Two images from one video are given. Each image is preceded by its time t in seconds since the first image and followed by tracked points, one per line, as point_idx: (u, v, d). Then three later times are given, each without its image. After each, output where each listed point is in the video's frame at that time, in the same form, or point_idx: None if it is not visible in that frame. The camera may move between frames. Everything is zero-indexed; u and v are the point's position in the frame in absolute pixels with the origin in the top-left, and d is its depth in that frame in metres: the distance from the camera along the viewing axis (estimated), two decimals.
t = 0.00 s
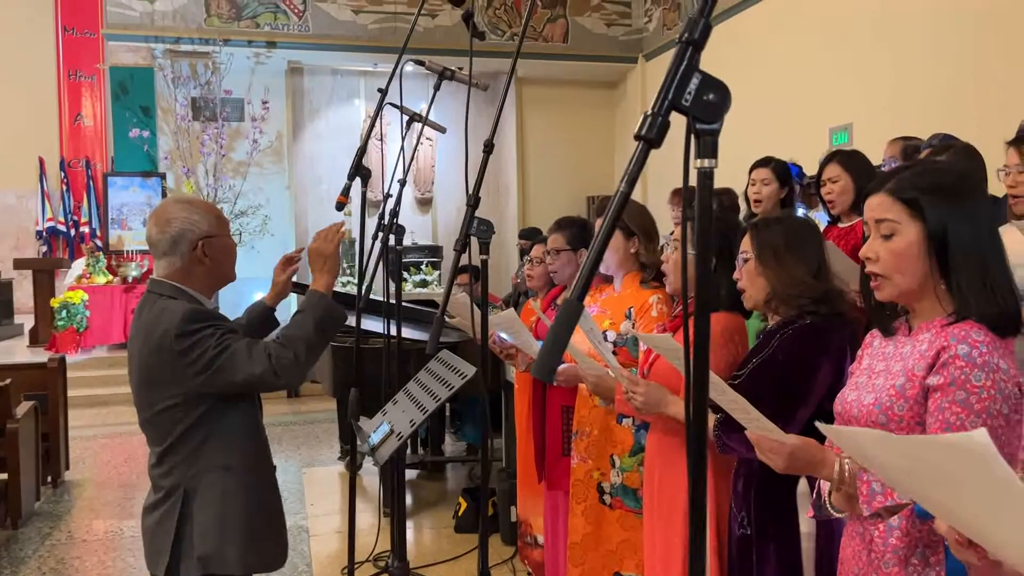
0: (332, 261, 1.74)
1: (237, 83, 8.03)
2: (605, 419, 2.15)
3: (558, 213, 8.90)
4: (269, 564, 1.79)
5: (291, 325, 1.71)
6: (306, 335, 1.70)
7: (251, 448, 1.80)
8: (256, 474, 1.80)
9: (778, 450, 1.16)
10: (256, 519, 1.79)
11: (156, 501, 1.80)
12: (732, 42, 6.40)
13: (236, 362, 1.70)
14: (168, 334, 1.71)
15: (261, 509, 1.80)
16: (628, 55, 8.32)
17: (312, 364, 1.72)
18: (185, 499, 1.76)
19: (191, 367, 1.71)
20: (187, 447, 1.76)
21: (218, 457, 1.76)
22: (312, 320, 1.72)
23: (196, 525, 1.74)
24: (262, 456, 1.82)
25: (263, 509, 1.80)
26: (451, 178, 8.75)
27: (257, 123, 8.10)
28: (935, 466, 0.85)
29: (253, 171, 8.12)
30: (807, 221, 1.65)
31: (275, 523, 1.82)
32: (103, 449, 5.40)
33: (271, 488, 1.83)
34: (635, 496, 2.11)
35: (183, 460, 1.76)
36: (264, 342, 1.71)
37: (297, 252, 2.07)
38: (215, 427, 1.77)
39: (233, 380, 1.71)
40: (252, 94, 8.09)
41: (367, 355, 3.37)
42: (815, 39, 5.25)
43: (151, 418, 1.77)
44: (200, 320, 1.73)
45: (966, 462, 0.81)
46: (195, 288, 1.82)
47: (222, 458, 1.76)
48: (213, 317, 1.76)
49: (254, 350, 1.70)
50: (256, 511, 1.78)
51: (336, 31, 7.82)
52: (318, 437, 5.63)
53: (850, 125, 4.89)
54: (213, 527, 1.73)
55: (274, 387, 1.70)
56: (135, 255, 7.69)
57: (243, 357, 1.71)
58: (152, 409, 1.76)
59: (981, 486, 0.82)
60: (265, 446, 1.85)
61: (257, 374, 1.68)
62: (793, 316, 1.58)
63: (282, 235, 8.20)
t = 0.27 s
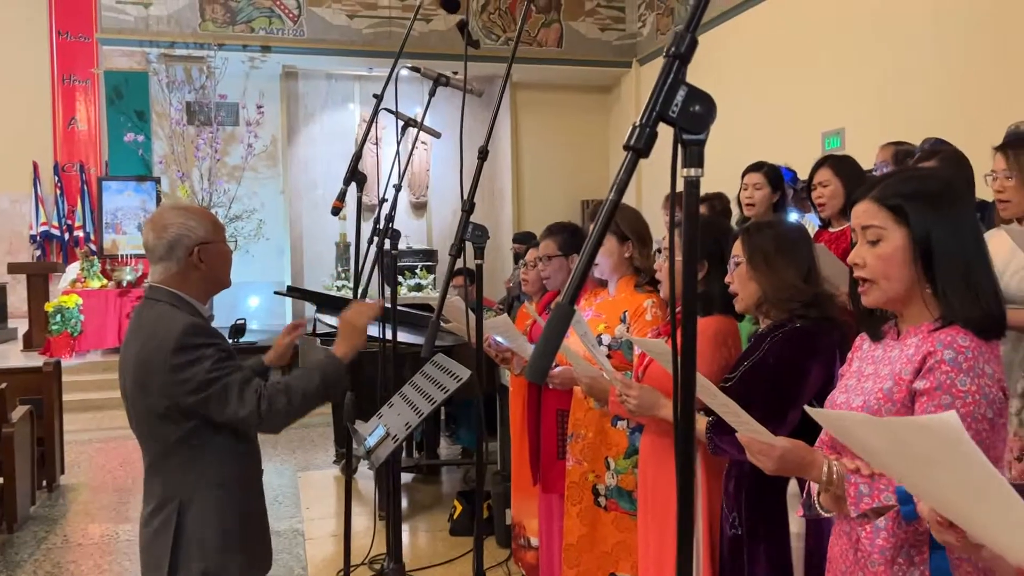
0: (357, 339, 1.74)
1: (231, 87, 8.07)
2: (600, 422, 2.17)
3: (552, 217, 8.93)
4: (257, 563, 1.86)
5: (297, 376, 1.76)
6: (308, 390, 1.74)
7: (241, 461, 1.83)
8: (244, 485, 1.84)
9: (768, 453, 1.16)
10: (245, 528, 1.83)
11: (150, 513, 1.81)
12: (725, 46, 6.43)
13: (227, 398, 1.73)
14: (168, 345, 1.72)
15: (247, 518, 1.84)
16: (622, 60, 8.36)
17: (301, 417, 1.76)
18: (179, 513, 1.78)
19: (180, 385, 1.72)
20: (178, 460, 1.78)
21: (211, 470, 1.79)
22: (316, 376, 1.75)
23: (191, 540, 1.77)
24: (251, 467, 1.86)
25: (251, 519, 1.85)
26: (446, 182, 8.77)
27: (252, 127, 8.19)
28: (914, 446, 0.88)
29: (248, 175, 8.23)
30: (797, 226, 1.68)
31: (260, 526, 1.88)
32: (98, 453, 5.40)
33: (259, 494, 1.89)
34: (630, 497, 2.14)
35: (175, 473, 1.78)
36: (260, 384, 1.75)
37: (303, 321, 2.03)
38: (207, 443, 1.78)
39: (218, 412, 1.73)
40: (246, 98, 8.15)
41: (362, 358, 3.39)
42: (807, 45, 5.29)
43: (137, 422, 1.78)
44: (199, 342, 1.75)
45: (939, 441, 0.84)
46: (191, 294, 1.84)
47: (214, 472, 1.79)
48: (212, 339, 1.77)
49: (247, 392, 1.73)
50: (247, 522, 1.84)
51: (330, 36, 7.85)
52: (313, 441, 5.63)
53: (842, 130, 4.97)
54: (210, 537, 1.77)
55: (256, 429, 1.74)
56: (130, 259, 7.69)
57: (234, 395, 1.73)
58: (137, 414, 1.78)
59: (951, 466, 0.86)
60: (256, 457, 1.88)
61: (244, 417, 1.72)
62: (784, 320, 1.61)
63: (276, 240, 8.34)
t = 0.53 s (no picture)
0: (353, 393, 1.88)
1: (223, 92, 8.04)
2: (594, 425, 2.19)
3: (543, 221, 8.96)
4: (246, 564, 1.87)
5: (289, 408, 1.81)
6: (298, 424, 1.80)
7: (233, 464, 1.84)
8: (237, 487, 1.85)
9: (758, 454, 1.19)
10: (237, 532, 1.84)
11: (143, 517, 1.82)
12: (716, 51, 6.47)
13: (213, 412, 1.74)
14: (165, 349, 1.74)
15: (239, 523, 1.85)
16: (612, 65, 8.40)
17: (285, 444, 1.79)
18: (173, 516, 1.79)
19: (170, 390, 1.73)
20: (170, 466, 1.78)
21: (204, 475, 1.80)
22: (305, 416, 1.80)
23: (185, 543, 1.78)
24: (243, 471, 1.87)
25: (242, 523, 1.85)
26: (437, 187, 8.79)
27: (242, 132, 8.12)
28: (914, 444, 0.91)
29: (240, 180, 8.14)
30: (787, 232, 1.71)
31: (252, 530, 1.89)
32: (89, 458, 5.39)
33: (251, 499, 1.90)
34: (624, 499, 2.16)
35: (169, 477, 1.79)
36: (249, 405, 1.77)
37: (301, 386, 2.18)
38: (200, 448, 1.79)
39: (204, 423, 1.74)
40: (238, 103, 8.11)
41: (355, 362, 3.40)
42: (797, 50, 5.33)
43: (131, 413, 1.79)
44: (196, 351, 1.77)
45: (939, 441, 0.87)
46: (187, 299, 1.85)
47: (206, 478, 1.80)
48: (210, 348, 1.79)
49: (234, 409, 1.75)
50: (238, 526, 1.85)
51: (321, 40, 7.86)
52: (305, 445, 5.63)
53: (831, 135, 5.02)
54: (202, 542, 1.78)
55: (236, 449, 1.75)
56: (121, 264, 7.68)
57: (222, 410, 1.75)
58: (130, 410, 1.79)
59: (951, 463, 0.89)
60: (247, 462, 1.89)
61: (227, 433, 1.73)
62: (775, 324, 1.63)
63: (268, 245, 8.24)
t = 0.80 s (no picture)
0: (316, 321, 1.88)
1: (211, 96, 8.02)
2: (589, 428, 2.21)
3: (532, 225, 8.98)
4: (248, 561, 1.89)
5: (278, 366, 1.82)
6: (292, 378, 1.81)
7: (231, 465, 1.85)
8: (235, 488, 1.86)
9: (755, 456, 1.21)
10: (235, 531, 1.85)
11: (140, 519, 1.82)
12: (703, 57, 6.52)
13: (222, 392, 1.75)
14: (157, 350, 1.75)
15: (237, 523, 1.86)
16: (600, 70, 8.44)
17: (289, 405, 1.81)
18: (171, 517, 1.79)
19: (171, 386, 1.74)
20: (169, 465, 1.80)
21: (204, 474, 1.81)
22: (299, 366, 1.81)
23: (183, 543, 1.79)
24: (241, 471, 1.88)
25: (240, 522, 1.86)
26: (425, 192, 8.80)
27: (230, 136, 8.11)
28: (918, 441, 0.94)
29: (227, 184, 8.12)
30: (781, 237, 1.74)
31: (250, 528, 1.91)
32: (77, 464, 5.36)
33: (248, 497, 1.91)
34: (619, 502, 2.18)
35: (167, 478, 1.80)
36: (253, 376, 1.78)
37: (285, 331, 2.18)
38: (197, 445, 1.81)
39: (210, 408, 1.75)
40: (226, 107, 8.09)
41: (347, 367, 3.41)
42: (783, 56, 5.38)
43: (130, 430, 1.79)
44: (190, 344, 1.78)
45: (969, 438, 0.89)
46: (179, 302, 1.85)
47: (206, 474, 1.81)
48: (203, 341, 1.81)
49: (242, 383, 1.76)
50: (236, 526, 1.85)
51: (309, 45, 7.86)
52: (295, 450, 5.63)
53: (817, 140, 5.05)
54: (202, 538, 1.79)
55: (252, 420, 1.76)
56: (108, 269, 7.65)
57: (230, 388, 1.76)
58: (131, 420, 1.78)
59: (956, 456, 0.92)
60: (244, 462, 1.91)
61: (242, 406, 1.74)
62: (769, 327, 1.66)
63: (255, 249, 8.27)
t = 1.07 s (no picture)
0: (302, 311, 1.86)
1: (197, 100, 8.02)
2: (583, 431, 2.24)
3: (518, 230, 9.01)
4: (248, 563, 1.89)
5: (270, 363, 1.80)
6: (284, 376, 1.80)
7: (229, 466, 1.85)
8: (233, 490, 1.86)
9: (754, 456, 1.23)
10: (235, 532, 1.85)
11: (140, 518, 1.84)
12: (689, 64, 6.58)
13: (217, 398, 1.76)
14: (153, 355, 1.76)
15: (237, 522, 1.86)
16: (585, 75, 8.49)
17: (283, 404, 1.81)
18: (170, 515, 1.80)
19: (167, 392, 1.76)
20: (169, 463, 1.81)
21: (204, 474, 1.81)
22: (288, 362, 1.81)
23: (181, 541, 1.79)
24: (239, 473, 1.88)
25: (239, 522, 1.86)
26: (411, 197, 8.81)
27: (216, 140, 8.11)
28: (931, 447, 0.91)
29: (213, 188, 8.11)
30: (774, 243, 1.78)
31: (253, 528, 1.91)
32: (63, 470, 5.33)
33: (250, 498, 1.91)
34: (614, 504, 2.21)
35: (165, 478, 1.81)
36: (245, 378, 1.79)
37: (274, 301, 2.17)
38: (197, 444, 1.82)
39: (206, 414, 1.77)
40: (212, 111, 8.09)
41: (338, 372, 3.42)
42: (768, 63, 5.44)
43: (130, 434, 1.81)
44: (185, 349, 1.78)
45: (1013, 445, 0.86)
46: (175, 308, 1.86)
47: (205, 475, 1.82)
48: (197, 345, 1.81)
49: (235, 387, 1.77)
50: (235, 525, 1.85)
51: (296, 49, 7.86)
52: (283, 455, 5.62)
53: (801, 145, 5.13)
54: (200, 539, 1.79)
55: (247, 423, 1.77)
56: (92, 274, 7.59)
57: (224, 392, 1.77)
58: (131, 425, 1.80)
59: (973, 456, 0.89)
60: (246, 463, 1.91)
61: (237, 411, 1.75)
62: (762, 332, 1.71)
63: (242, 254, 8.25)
